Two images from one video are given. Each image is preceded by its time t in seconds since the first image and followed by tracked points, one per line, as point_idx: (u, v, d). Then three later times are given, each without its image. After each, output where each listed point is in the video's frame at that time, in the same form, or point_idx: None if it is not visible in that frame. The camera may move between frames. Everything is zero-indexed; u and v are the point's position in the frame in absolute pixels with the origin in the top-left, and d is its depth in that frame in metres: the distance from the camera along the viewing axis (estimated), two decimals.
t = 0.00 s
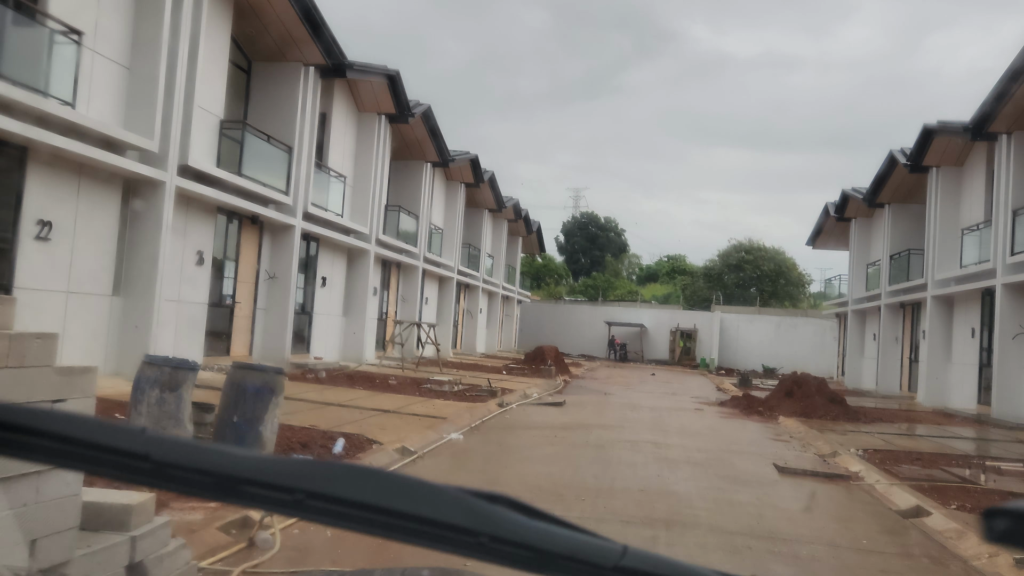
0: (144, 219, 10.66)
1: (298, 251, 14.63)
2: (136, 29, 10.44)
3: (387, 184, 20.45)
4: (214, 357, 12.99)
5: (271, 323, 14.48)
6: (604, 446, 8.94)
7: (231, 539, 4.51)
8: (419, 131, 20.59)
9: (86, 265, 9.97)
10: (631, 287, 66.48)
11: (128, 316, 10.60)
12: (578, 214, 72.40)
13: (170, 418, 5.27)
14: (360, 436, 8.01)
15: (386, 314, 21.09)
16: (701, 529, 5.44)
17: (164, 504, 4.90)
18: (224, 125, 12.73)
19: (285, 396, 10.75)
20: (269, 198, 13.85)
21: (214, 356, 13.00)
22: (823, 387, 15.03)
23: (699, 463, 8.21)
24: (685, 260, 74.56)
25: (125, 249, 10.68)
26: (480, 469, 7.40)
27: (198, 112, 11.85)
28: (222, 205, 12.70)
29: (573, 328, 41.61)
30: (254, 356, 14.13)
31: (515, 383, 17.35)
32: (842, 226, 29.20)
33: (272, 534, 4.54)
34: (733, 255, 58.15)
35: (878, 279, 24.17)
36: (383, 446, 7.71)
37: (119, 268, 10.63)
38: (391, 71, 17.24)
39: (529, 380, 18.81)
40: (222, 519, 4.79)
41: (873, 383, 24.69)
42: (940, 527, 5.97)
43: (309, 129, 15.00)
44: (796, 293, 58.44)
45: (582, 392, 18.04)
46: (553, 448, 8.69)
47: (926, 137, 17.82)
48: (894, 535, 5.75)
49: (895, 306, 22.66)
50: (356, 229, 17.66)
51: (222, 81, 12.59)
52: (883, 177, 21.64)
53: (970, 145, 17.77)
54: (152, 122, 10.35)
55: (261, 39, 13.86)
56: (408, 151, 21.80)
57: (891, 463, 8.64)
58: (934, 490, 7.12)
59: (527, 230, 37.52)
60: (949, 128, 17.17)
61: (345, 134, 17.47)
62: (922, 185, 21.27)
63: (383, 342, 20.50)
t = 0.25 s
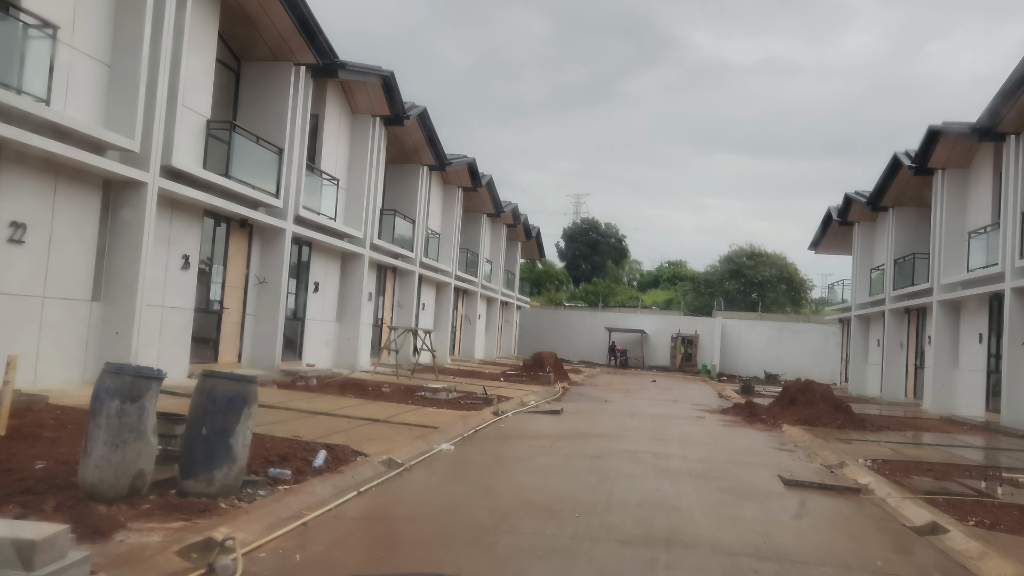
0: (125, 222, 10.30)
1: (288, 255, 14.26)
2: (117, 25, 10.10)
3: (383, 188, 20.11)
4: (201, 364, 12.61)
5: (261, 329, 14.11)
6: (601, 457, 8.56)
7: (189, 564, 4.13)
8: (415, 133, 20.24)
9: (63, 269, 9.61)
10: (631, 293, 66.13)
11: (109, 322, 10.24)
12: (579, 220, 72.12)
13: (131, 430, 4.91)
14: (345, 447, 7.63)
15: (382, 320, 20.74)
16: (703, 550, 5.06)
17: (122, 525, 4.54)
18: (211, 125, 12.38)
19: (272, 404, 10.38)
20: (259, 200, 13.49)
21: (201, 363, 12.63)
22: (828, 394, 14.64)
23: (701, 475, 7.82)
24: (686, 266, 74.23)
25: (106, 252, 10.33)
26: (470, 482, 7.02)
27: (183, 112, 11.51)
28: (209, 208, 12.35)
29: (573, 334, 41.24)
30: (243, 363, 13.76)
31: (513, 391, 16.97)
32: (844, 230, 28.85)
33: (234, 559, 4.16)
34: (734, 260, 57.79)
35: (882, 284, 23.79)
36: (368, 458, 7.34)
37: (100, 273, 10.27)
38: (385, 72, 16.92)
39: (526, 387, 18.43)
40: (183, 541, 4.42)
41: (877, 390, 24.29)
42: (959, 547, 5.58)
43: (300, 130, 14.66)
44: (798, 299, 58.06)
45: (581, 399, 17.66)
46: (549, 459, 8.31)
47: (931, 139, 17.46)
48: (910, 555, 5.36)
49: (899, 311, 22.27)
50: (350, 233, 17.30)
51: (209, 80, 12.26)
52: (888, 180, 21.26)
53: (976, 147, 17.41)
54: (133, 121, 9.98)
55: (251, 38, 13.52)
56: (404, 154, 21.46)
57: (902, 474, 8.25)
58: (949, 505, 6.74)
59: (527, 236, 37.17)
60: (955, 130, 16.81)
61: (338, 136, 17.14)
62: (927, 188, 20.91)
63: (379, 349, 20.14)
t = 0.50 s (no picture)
0: (109, 225, 9.96)
1: (282, 260, 13.91)
2: (102, 22, 9.77)
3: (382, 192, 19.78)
4: (191, 372, 12.25)
5: (254, 336, 13.76)
6: (602, 470, 8.17)
7: None
8: (414, 137, 19.92)
9: (42, 273, 9.26)
10: (635, 300, 65.73)
11: (92, 329, 9.90)
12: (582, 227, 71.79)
13: (90, 445, 4.54)
14: (333, 460, 7.26)
15: (381, 327, 20.39)
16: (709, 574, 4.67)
17: (75, 549, 4.17)
18: (202, 126, 12.05)
19: (261, 414, 10.01)
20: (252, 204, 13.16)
21: (191, 371, 12.27)
22: (837, 403, 14.23)
23: (706, 489, 7.43)
24: (690, 273, 73.82)
25: (89, 257, 9.98)
26: (463, 497, 6.64)
27: (171, 112, 11.18)
28: (199, 211, 12.01)
29: (577, 341, 40.86)
30: (236, 371, 13.40)
31: (513, 399, 16.58)
32: (851, 235, 28.45)
33: None
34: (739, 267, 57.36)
35: (890, 290, 23.38)
36: (355, 471, 6.97)
37: (82, 277, 9.92)
38: (383, 74, 16.60)
39: (527, 395, 18.04)
40: (140, 568, 4.05)
41: (885, 398, 23.85)
42: (985, 569, 5.18)
43: (295, 132, 14.34)
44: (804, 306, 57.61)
45: (583, 407, 17.27)
46: (547, 472, 7.92)
47: (940, 141, 17.07)
48: None
49: (908, 318, 21.86)
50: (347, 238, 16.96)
51: (199, 80, 11.93)
52: (896, 183, 20.86)
53: (987, 150, 17.02)
54: (117, 120, 9.64)
55: (244, 38, 13.21)
56: (403, 159, 21.14)
57: (919, 488, 7.84)
58: (971, 523, 6.33)
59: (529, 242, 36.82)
60: (965, 132, 16.42)
61: (335, 139, 16.81)
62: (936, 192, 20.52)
63: (377, 356, 19.77)
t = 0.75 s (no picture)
0: (96, 225, 9.63)
1: (278, 262, 13.58)
2: (88, 14, 9.45)
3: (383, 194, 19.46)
4: (183, 378, 11.90)
5: (249, 340, 13.42)
6: (605, 480, 7.79)
7: None
8: (416, 137, 19.61)
9: (25, 274, 8.94)
10: (642, 304, 65.32)
11: (78, 333, 9.58)
12: (589, 232, 71.42)
13: (47, 458, 4.18)
14: (321, 471, 6.89)
15: (382, 331, 20.04)
16: None
17: (24, 573, 3.81)
18: (194, 124, 11.73)
19: (252, 421, 9.66)
20: (247, 204, 12.83)
21: (183, 376, 11.93)
22: (850, 409, 13.81)
23: (715, 501, 7.04)
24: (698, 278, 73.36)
25: (75, 258, 9.65)
26: (457, 510, 6.26)
27: (162, 109, 10.86)
28: (192, 211, 11.68)
29: (583, 346, 40.47)
30: (231, 377, 13.06)
31: (517, 405, 16.21)
32: (861, 238, 28.01)
33: None
34: (747, 271, 56.89)
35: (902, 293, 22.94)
36: (344, 481, 6.61)
37: (68, 279, 9.58)
38: (383, 72, 16.28)
39: (531, 401, 17.66)
40: None
41: (897, 403, 23.40)
42: None
43: (292, 131, 14.02)
44: (812, 310, 57.11)
45: (588, 413, 16.87)
46: (547, 483, 7.54)
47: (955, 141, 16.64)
48: None
49: (920, 321, 21.40)
50: (347, 240, 16.63)
51: (193, 76, 11.62)
52: (908, 184, 20.44)
53: (1003, 149, 16.59)
54: (103, 116, 9.31)
55: (240, 35, 12.91)
56: (405, 160, 20.81)
57: (940, 500, 7.43)
58: (999, 538, 5.93)
59: (534, 246, 36.46)
60: (982, 131, 16.00)
61: (334, 139, 16.50)
62: (949, 193, 20.11)
63: (378, 361, 19.42)
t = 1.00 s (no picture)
0: (85, 223, 9.31)
1: (279, 263, 13.25)
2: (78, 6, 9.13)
3: (388, 194, 19.13)
4: (180, 381, 11.58)
5: (249, 343, 13.08)
6: (613, 490, 7.41)
7: None
8: (422, 136, 19.28)
9: (11, 274, 8.62)
10: (653, 307, 64.82)
11: (68, 335, 9.26)
12: (599, 234, 70.99)
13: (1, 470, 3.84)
14: (312, 480, 6.53)
15: (387, 334, 19.71)
16: None
17: None
18: (191, 121, 11.41)
19: (247, 427, 9.31)
20: (246, 203, 12.51)
21: (180, 380, 11.60)
22: (867, 414, 13.37)
23: (729, 513, 6.64)
24: (709, 280, 72.82)
25: (64, 258, 9.33)
26: (453, 523, 5.88)
27: (157, 104, 10.55)
28: (188, 210, 11.37)
29: (593, 350, 40.05)
30: (230, 380, 12.73)
31: (524, 409, 15.82)
32: (875, 239, 27.51)
33: None
34: (758, 273, 56.32)
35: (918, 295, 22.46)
36: (336, 491, 6.24)
37: (56, 279, 9.26)
38: (387, 69, 15.96)
39: (538, 405, 17.27)
40: None
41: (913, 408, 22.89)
42: None
43: (294, 129, 13.70)
44: (824, 312, 56.50)
45: (597, 418, 16.46)
46: (552, 492, 7.16)
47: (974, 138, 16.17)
48: None
49: (937, 324, 20.91)
50: (350, 241, 16.29)
51: (189, 71, 11.30)
52: (925, 183, 19.96)
53: None
54: (92, 111, 8.99)
55: (238, 30, 12.60)
56: (411, 160, 20.49)
57: (968, 512, 7.02)
58: None
59: (544, 248, 36.08)
60: (1003, 128, 15.52)
61: (338, 138, 16.18)
62: (968, 192, 19.62)
63: (383, 364, 19.08)
